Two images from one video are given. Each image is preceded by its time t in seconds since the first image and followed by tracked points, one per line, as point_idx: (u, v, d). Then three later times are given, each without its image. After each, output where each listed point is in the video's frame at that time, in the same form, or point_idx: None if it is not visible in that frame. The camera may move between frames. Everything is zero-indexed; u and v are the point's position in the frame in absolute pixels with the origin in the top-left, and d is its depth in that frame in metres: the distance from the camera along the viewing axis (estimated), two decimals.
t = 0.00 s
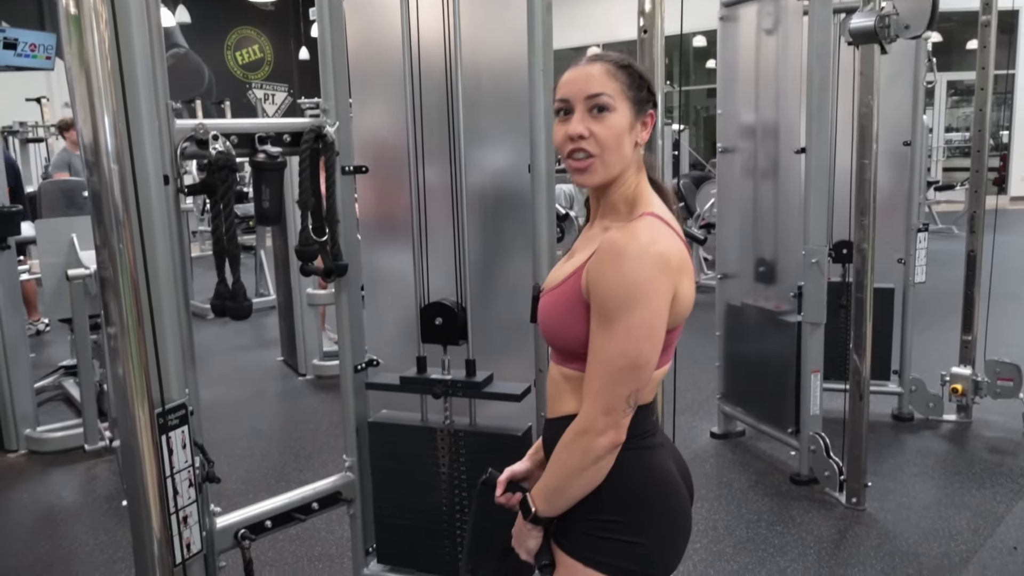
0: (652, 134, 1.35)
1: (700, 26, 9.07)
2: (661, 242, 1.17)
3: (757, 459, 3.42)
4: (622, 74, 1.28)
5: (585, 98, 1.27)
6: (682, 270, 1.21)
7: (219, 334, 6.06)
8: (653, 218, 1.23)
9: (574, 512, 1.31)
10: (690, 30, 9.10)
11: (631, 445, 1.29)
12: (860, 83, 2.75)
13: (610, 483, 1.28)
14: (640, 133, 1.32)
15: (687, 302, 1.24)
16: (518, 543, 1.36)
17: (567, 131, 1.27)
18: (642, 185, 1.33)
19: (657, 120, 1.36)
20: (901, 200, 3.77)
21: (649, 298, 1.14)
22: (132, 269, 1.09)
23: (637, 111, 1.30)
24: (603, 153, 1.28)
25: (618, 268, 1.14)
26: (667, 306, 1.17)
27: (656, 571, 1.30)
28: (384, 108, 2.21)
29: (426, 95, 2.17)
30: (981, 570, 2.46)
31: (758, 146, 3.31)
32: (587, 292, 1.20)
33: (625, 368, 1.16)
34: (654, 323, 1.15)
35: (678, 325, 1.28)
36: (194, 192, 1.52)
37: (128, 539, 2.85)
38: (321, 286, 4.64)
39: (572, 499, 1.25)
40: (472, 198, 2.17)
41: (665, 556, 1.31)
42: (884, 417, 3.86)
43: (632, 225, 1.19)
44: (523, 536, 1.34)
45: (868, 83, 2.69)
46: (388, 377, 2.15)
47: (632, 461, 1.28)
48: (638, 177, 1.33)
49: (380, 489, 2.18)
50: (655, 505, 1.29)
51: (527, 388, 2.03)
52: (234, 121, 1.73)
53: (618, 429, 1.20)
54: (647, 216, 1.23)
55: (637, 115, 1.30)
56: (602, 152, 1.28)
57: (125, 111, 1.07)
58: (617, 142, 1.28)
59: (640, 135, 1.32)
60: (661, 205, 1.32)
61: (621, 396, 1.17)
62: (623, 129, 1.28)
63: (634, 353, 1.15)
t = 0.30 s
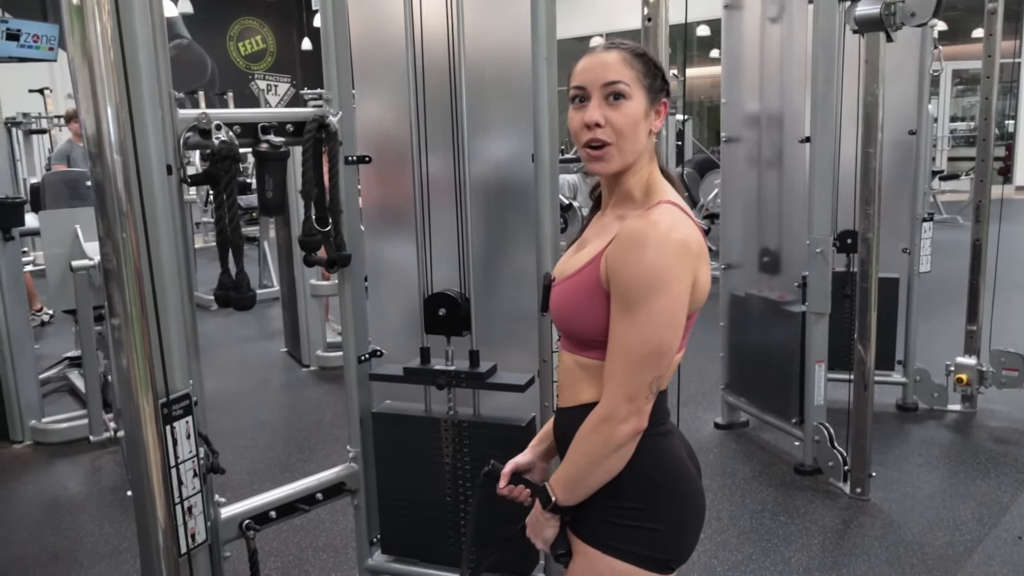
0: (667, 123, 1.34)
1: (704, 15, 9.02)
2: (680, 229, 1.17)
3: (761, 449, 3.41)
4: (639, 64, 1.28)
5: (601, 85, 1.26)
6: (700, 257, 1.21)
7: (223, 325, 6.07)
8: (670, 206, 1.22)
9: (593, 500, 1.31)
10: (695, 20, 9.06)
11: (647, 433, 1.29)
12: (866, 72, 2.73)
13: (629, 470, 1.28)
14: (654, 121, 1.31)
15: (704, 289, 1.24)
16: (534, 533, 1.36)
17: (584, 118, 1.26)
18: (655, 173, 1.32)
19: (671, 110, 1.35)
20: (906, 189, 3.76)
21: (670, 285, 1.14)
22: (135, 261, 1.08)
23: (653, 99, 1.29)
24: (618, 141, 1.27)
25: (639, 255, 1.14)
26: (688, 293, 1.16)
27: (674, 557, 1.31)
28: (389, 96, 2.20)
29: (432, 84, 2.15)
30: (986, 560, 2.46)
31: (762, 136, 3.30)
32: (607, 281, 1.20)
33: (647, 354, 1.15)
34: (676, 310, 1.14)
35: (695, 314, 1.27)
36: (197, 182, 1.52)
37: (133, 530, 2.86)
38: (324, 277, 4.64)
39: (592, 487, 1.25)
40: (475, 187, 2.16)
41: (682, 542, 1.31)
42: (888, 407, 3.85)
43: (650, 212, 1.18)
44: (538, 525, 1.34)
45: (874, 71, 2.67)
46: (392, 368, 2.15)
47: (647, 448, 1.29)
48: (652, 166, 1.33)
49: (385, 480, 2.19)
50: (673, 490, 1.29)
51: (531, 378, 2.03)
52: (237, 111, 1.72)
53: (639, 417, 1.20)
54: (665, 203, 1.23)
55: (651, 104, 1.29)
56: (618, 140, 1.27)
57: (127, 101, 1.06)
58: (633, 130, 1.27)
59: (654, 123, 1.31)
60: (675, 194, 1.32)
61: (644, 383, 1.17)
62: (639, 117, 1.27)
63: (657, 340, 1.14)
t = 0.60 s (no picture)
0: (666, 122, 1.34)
1: (694, 14, 9.04)
2: (682, 225, 1.17)
3: (753, 446, 3.42)
4: (640, 62, 1.28)
5: (601, 82, 1.26)
6: (701, 253, 1.21)
7: (213, 326, 6.05)
8: (671, 202, 1.22)
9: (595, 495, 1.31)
10: (685, 18, 9.08)
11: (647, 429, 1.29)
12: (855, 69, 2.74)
13: (630, 465, 1.28)
14: (653, 119, 1.31)
15: (704, 284, 1.24)
16: (534, 531, 1.34)
17: (584, 114, 1.26)
18: (654, 172, 1.32)
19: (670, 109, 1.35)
20: (896, 186, 3.77)
21: (673, 281, 1.14)
22: (121, 262, 1.08)
23: (653, 97, 1.29)
24: (619, 138, 1.27)
25: (642, 251, 1.14)
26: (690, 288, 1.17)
27: (675, 551, 1.31)
28: (382, 94, 2.19)
29: (425, 82, 2.15)
30: (976, 554, 2.47)
31: (752, 133, 3.30)
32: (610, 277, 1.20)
33: (651, 349, 1.15)
34: (679, 305, 1.15)
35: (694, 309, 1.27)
36: (186, 182, 1.51)
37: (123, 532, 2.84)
38: (315, 277, 4.63)
39: (595, 483, 1.24)
40: (468, 186, 2.15)
41: (683, 536, 1.32)
42: (879, 403, 3.87)
43: (652, 209, 1.19)
44: (540, 523, 1.32)
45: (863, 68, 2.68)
46: (384, 368, 2.14)
47: (647, 444, 1.29)
48: (651, 164, 1.32)
49: (377, 480, 2.18)
50: (673, 485, 1.30)
51: (523, 377, 2.03)
52: (225, 110, 1.71)
53: (642, 412, 1.20)
54: (665, 200, 1.23)
55: (650, 102, 1.29)
56: (618, 137, 1.26)
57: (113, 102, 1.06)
58: (633, 128, 1.27)
59: (654, 122, 1.31)
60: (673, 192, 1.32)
61: (647, 379, 1.17)
62: (639, 115, 1.27)
63: (661, 335, 1.14)
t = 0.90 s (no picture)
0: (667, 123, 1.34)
1: (689, 14, 9.06)
2: (682, 224, 1.17)
3: (745, 446, 3.43)
4: (644, 61, 1.28)
5: (606, 80, 1.25)
6: (701, 253, 1.21)
7: (206, 322, 6.03)
8: (671, 202, 1.22)
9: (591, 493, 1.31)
10: (680, 18, 9.10)
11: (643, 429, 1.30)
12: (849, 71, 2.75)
13: (627, 465, 1.29)
14: (655, 119, 1.31)
15: (703, 284, 1.25)
16: (529, 529, 1.34)
17: (588, 110, 1.26)
18: (655, 171, 1.32)
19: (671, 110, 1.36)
20: (890, 187, 3.79)
21: (674, 280, 1.14)
22: (114, 257, 1.07)
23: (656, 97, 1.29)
24: (622, 135, 1.26)
25: (643, 250, 1.14)
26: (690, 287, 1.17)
27: (670, 550, 1.31)
28: (378, 90, 2.18)
29: (422, 80, 2.15)
30: (966, 555, 2.48)
31: (746, 134, 3.31)
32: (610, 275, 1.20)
33: (651, 347, 1.15)
34: (679, 304, 1.15)
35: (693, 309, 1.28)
36: (179, 178, 1.50)
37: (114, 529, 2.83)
38: (309, 274, 4.62)
39: (592, 481, 1.24)
40: (463, 185, 2.15)
41: (678, 535, 1.32)
42: (871, 404, 3.88)
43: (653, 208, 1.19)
44: (535, 520, 1.32)
45: (858, 69, 2.68)
46: (377, 366, 2.14)
47: (643, 443, 1.29)
48: (652, 163, 1.32)
49: (369, 478, 2.18)
50: (669, 484, 1.30)
51: (516, 376, 2.03)
52: (218, 106, 1.70)
53: (641, 410, 1.20)
54: (666, 199, 1.23)
55: (652, 101, 1.29)
56: (622, 135, 1.26)
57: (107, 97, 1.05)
58: (637, 126, 1.27)
59: (656, 121, 1.31)
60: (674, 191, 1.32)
61: (645, 377, 1.17)
62: (643, 113, 1.27)
63: (661, 333, 1.14)
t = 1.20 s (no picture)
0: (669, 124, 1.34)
1: (687, 14, 9.07)
2: (684, 224, 1.18)
3: (743, 446, 3.43)
4: (647, 61, 1.28)
5: (608, 81, 1.25)
6: (703, 254, 1.21)
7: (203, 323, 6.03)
8: (673, 202, 1.22)
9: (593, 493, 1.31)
10: (678, 18, 9.11)
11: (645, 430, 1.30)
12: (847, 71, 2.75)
13: (629, 465, 1.29)
14: (657, 120, 1.31)
15: (705, 284, 1.25)
16: (531, 529, 1.34)
17: (589, 111, 1.26)
18: (657, 172, 1.32)
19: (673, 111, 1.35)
20: (888, 187, 3.79)
21: (677, 280, 1.14)
22: (112, 258, 1.07)
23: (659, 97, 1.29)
24: (624, 137, 1.26)
25: (646, 250, 1.14)
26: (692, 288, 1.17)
27: (671, 550, 1.31)
28: (377, 91, 2.18)
29: (421, 81, 2.15)
30: (964, 555, 2.48)
31: (744, 134, 3.31)
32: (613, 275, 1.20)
33: (654, 347, 1.15)
34: (682, 304, 1.15)
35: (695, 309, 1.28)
36: (176, 178, 1.50)
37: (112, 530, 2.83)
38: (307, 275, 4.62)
39: (595, 481, 1.24)
40: (462, 185, 2.15)
41: (679, 535, 1.32)
42: (869, 404, 3.88)
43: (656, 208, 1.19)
44: (538, 518, 1.32)
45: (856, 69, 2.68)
46: (375, 366, 2.14)
47: (645, 444, 1.29)
48: (654, 164, 1.32)
49: (368, 479, 2.17)
50: (670, 485, 1.30)
51: (515, 376, 2.03)
52: (216, 107, 1.70)
53: (643, 410, 1.20)
54: (668, 200, 1.23)
55: (655, 102, 1.29)
56: (623, 136, 1.26)
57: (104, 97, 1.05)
58: (639, 127, 1.26)
59: (659, 122, 1.31)
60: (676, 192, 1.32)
61: (648, 377, 1.17)
62: (646, 114, 1.27)
63: (664, 333, 1.14)
